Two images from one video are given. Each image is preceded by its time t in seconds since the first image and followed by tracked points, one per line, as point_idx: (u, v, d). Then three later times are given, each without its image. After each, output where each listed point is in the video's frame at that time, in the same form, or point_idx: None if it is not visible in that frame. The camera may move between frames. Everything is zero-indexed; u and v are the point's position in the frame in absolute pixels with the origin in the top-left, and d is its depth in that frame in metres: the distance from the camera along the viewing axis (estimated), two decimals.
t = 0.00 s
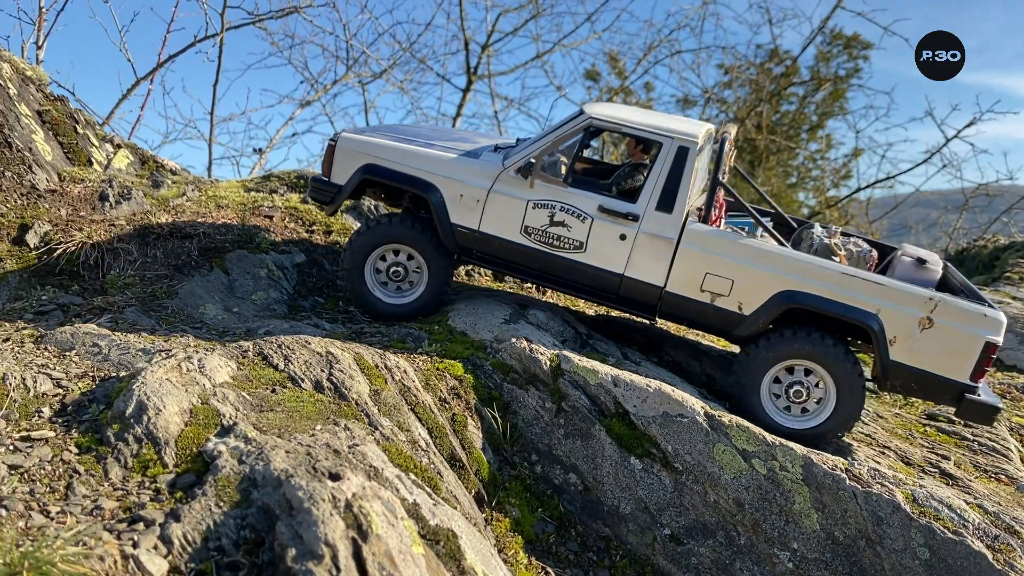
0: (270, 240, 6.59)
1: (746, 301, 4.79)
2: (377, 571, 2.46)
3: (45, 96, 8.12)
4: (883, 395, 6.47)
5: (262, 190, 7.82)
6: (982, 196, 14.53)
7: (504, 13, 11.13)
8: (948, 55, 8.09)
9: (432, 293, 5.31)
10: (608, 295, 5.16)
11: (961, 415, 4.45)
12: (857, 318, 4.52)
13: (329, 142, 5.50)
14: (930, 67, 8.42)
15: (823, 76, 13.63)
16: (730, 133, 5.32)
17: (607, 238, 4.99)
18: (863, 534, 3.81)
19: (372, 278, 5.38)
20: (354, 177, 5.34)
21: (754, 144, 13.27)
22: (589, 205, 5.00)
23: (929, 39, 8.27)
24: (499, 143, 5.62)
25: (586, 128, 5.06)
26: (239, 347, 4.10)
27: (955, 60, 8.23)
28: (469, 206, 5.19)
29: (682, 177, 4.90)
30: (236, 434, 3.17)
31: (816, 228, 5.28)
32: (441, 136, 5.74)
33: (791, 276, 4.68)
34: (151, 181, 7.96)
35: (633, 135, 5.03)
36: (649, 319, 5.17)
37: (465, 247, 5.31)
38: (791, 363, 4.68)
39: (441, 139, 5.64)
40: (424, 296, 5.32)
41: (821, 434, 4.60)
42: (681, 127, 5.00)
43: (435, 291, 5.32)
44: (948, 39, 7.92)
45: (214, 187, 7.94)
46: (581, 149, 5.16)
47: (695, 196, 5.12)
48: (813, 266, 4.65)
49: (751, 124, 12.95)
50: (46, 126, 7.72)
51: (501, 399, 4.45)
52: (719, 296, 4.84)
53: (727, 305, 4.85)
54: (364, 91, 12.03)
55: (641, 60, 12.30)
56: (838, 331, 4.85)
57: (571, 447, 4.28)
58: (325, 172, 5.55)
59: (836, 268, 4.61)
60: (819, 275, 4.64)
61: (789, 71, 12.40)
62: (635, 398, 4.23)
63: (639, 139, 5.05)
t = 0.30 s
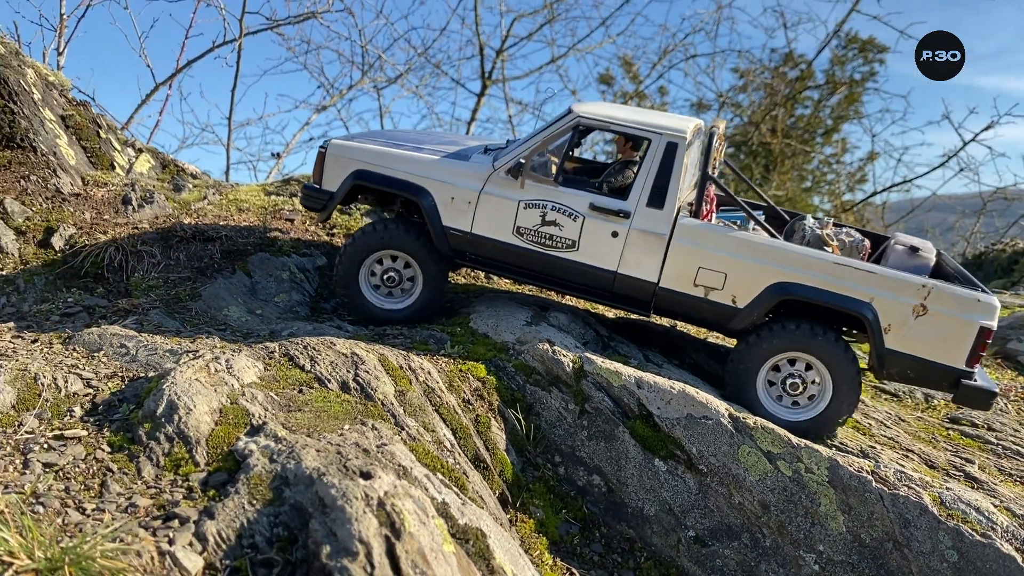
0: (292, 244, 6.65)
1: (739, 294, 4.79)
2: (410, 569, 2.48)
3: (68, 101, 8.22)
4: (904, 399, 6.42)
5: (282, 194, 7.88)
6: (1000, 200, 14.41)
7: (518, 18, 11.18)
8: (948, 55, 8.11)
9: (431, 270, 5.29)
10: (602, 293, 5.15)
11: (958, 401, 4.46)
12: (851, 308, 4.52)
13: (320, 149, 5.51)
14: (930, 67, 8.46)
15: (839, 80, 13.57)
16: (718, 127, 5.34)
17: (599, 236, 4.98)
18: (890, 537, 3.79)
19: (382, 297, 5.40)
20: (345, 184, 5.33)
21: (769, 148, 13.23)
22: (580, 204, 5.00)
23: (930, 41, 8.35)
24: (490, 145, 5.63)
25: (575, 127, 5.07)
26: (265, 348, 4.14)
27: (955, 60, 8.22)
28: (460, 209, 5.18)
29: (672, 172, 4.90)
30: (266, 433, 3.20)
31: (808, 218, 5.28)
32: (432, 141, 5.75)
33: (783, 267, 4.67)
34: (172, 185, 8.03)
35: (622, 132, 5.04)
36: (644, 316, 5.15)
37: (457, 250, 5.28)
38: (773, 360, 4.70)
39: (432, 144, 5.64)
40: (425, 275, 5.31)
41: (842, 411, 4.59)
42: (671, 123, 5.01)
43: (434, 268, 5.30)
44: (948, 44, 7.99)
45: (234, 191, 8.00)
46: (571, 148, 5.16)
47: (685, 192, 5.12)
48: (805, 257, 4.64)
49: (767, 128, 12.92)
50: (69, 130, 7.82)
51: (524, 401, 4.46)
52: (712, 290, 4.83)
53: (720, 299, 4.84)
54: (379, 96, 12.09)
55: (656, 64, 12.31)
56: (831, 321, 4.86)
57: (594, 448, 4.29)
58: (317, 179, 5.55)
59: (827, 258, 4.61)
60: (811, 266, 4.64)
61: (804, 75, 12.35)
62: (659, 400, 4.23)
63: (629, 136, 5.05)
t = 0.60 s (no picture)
0: (308, 249, 6.71)
1: (733, 287, 4.79)
2: (430, 573, 2.49)
3: (86, 106, 8.31)
4: (922, 403, 6.35)
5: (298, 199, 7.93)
6: (1017, 202, 14.28)
7: (530, 22, 11.19)
8: (949, 54, 8.08)
9: (419, 260, 5.29)
10: (596, 292, 5.14)
11: (955, 388, 4.48)
12: (846, 297, 4.53)
13: (311, 155, 5.48)
14: (930, 66, 8.44)
15: (852, 82, 13.49)
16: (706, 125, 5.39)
17: (591, 234, 4.99)
18: (909, 542, 3.77)
19: (386, 302, 5.39)
20: (337, 190, 5.31)
21: (782, 151, 13.16)
22: (571, 202, 5.01)
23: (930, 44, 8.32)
24: (480, 148, 5.64)
25: (565, 126, 5.09)
26: (283, 352, 4.18)
27: (955, 60, 8.20)
28: (452, 211, 5.18)
29: (662, 168, 4.92)
30: (285, 437, 3.22)
31: (801, 212, 5.28)
32: (422, 145, 5.75)
33: (776, 259, 4.68)
34: (189, 189, 8.09)
35: (612, 130, 5.05)
36: (638, 313, 5.15)
37: (451, 252, 5.28)
38: (762, 361, 4.72)
39: (422, 148, 5.64)
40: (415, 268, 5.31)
41: (849, 388, 4.55)
42: (660, 119, 5.04)
43: (425, 262, 5.30)
44: (949, 42, 7.95)
45: (250, 196, 8.05)
46: (562, 147, 5.17)
47: (675, 188, 5.14)
48: (798, 248, 4.65)
49: (780, 130, 12.87)
50: (88, 136, 7.90)
51: (540, 405, 4.45)
52: (706, 284, 4.84)
53: (715, 293, 4.84)
54: (392, 100, 12.12)
55: (668, 68, 12.30)
56: (826, 311, 4.87)
57: (611, 452, 4.28)
58: (308, 186, 5.52)
59: (820, 248, 4.62)
60: (804, 257, 4.65)
61: (818, 77, 12.30)
62: (676, 404, 4.23)
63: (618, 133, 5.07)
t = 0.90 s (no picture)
0: (330, 253, 6.77)
1: (748, 284, 4.79)
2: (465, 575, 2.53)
3: (109, 111, 8.40)
4: (944, 407, 6.32)
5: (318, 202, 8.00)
6: None
7: (546, 25, 11.21)
8: (948, 54, 8.04)
9: (427, 256, 5.31)
10: (610, 290, 5.14)
11: (972, 382, 4.47)
12: (862, 293, 4.53)
13: (327, 158, 5.52)
14: (930, 65, 8.40)
15: (869, 84, 13.43)
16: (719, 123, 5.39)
17: (606, 232, 4.99)
18: (936, 547, 3.78)
19: (405, 303, 5.42)
20: (352, 191, 5.34)
21: (798, 154, 13.12)
22: (586, 200, 5.02)
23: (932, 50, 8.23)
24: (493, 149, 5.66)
25: (578, 125, 5.11)
26: (310, 355, 4.22)
27: (955, 60, 8.16)
28: (467, 210, 5.19)
29: (676, 166, 4.94)
30: (317, 439, 3.25)
31: (813, 211, 5.27)
32: (435, 148, 5.78)
33: (791, 255, 4.68)
34: (210, 193, 8.16)
35: (625, 129, 5.06)
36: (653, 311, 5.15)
37: (465, 253, 5.28)
38: (774, 365, 4.72)
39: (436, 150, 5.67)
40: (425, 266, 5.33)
41: (866, 370, 4.54)
42: (673, 118, 5.06)
43: (438, 261, 5.32)
44: (949, 41, 7.91)
45: (271, 199, 8.13)
46: (575, 147, 5.18)
47: (689, 187, 5.14)
48: (812, 244, 4.65)
49: (796, 133, 12.83)
50: (111, 140, 7.99)
51: (563, 409, 4.46)
52: (721, 282, 4.84)
53: (730, 290, 4.84)
54: (408, 104, 12.17)
55: (684, 71, 12.30)
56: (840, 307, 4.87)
57: (635, 456, 4.30)
58: (323, 188, 5.56)
59: (835, 244, 4.62)
60: (819, 253, 4.65)
61: (834, 79, 12.25)
62: (701, 408, 4.22)
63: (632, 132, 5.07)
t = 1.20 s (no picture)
0: (351, 256, 6.83)
1: (760, 279, 4.79)
2: None
3: (131, 114, 8.48)
4: (966, 410, 6.27)
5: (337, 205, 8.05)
6: None
7: (560, 27, 11.23)
8: (949, 54, 8.17)
9: (433, 251, 5.32)
10: (622, 288, 5.13)
11: (986, 375, 4.45)
12: (875, 286, 4.53)
13: (337, 159, 5.52)
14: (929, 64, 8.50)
15: (885, 85, 13.35)
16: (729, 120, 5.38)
17: (617, 229, 4.99)
18: (963, 551, 3.78)
19: (423, 302, 5.42)
20: (363, 192, 5.34)
21: (813, 155, 13.06)
22: (597, 198, 5.02)
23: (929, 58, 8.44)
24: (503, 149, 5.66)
25: (588, 124, 5.10)
26: (335, 357, 4.26)
27: (954, 59, 8.29)
28: (478, 210, 5.19)
29: (687, 163, 4.93)
30: (345, 440, 3.28)
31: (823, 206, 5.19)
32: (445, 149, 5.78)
33: (803, 249, 4.69)
34: (230, 196, 8.23)
35: (635, 127, 5.07)
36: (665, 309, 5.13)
37: (475, 252, 5.28)
38: (786, 366, 4.71)
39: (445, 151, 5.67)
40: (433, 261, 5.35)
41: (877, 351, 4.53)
42: (682, 115, 5.06)
43: (448, 258, 5.33)
44: (943, 40, 8.10)
45: (291, 202, 8.19)
46: (586, 146, 5.17)
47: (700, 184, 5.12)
48: (824, 238, 4.66)
49: (812, 134, 12.79)
50: (133, 144, 8.07)
51: (586, 411, 4.46)
52: (733, 277, 4.84)
53: (742, 286, 4.84)
54: (423, 107, 12.22)
55: (699, 72, 12.28)
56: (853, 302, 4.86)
57: (659, 459, 4.30)
58: (334, 190, 5.56)
59: (847, 238, 4.63)
60: (831, 247, 4.65)
61: (849, 80, 12.20)
62: (724, 411, 4.24)
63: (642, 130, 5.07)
